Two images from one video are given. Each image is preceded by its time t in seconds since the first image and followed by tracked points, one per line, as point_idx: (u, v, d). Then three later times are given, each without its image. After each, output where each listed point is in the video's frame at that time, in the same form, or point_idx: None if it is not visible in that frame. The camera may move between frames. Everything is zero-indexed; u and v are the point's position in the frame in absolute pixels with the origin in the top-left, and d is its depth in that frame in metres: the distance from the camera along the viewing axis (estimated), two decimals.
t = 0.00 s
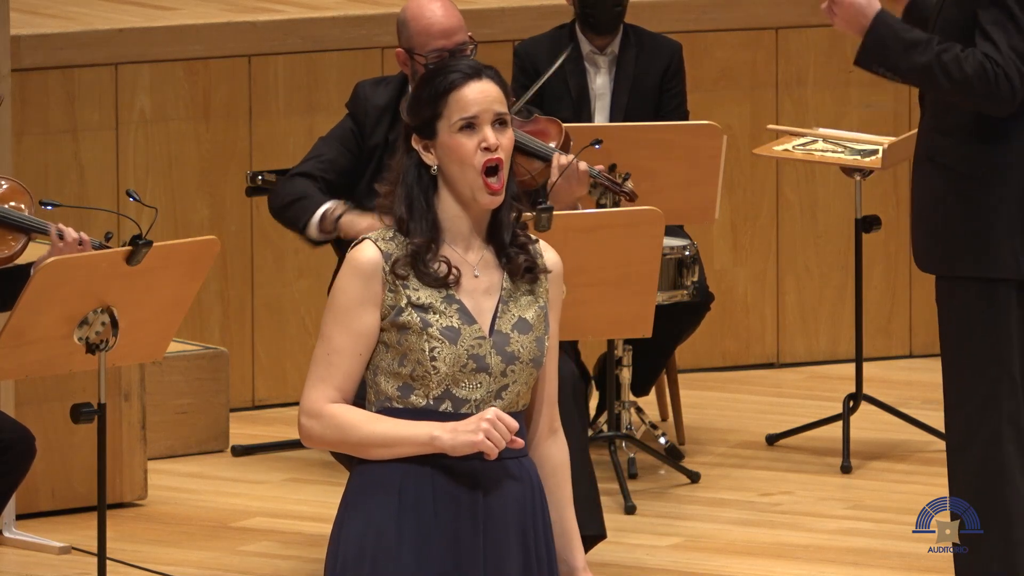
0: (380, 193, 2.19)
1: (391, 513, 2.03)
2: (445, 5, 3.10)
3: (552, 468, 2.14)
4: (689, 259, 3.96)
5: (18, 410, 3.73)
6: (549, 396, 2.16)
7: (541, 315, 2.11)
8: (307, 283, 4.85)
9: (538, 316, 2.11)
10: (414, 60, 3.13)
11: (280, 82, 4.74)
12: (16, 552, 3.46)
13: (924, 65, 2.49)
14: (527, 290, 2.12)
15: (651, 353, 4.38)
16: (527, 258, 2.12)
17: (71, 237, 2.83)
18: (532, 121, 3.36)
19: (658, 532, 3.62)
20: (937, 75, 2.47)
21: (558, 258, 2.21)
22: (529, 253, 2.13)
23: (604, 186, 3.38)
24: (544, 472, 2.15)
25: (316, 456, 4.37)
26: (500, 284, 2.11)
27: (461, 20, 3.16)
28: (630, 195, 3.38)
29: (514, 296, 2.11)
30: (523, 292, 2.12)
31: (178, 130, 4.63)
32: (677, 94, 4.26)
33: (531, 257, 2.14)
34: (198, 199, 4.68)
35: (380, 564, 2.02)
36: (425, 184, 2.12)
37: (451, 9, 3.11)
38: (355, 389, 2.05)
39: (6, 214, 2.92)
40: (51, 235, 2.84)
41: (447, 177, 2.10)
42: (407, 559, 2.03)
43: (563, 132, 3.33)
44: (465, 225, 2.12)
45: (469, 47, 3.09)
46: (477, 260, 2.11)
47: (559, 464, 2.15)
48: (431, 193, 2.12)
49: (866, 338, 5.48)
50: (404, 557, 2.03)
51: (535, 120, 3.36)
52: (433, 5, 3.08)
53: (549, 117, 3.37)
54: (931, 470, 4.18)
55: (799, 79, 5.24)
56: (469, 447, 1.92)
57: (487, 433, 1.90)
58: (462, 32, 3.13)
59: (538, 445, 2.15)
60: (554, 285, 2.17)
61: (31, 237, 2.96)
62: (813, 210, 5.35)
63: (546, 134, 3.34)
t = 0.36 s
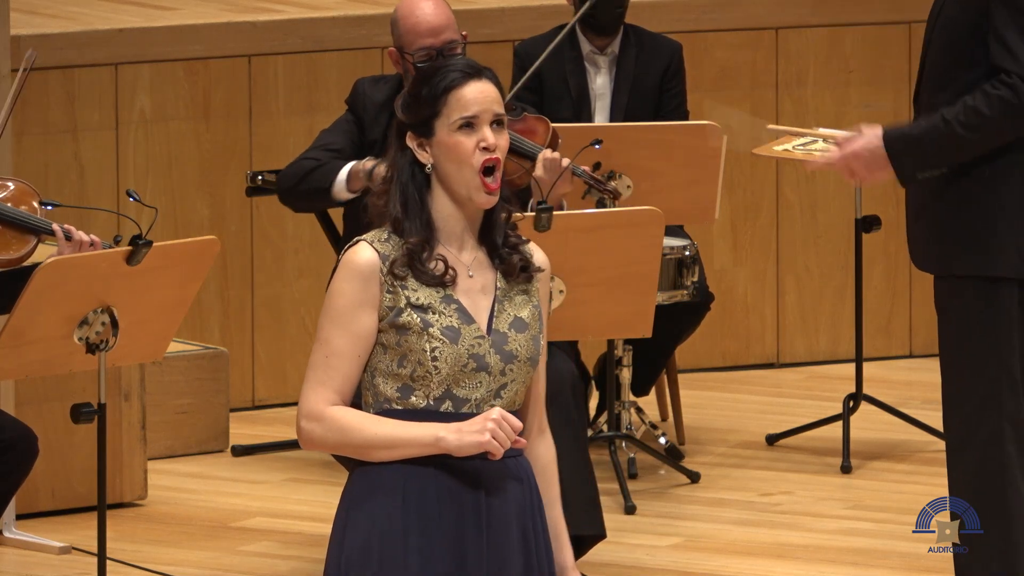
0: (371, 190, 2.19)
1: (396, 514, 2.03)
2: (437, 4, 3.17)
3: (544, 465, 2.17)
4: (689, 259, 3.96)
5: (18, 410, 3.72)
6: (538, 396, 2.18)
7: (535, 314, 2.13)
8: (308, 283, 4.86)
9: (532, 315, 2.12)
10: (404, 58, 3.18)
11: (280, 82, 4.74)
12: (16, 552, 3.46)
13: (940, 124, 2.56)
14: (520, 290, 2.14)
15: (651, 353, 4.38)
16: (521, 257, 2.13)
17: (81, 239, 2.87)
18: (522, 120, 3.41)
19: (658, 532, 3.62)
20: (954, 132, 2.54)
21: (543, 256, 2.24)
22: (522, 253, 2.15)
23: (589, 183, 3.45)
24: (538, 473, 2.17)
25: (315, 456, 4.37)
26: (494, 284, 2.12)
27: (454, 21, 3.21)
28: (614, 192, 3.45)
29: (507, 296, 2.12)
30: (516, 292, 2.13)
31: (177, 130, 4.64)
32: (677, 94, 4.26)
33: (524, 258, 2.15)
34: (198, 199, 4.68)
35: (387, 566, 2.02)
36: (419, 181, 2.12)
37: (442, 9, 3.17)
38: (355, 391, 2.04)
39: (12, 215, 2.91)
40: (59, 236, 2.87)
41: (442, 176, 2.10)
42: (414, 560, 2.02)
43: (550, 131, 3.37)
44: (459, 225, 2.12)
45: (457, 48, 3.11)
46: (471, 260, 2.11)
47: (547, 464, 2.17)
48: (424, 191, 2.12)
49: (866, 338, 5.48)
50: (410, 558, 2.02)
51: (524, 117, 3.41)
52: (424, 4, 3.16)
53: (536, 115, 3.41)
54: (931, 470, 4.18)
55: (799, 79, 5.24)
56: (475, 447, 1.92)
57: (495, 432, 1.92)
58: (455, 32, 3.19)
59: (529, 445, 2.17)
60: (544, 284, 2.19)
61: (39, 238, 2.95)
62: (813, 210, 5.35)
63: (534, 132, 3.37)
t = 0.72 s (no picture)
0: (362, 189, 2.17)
1: (402, 514, 2.03)
2: (439, 4, 3.17)
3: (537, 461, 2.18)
4: (689, 259, 3.96)
5: (18, 410, 3.72)
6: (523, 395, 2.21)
7: (529, 311, 2.14)
8: (307, 284, 4.85)
9: (527, 313, 2.13)
10: (408, 59, 3.18)
11: (280, 82, 4.73)
12: (16, 552, 3.46)
13: (920, 91, 2.44)
14: (515, 289, 2.15)
15: (651, 353, 4.38)
16: (516, 256, 2.15)
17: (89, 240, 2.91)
18: (527, 120, 3.39)
19: (658, 532, 3.62)
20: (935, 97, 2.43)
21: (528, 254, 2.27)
22: (515, 252, 2.16)
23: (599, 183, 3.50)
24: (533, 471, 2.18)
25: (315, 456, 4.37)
26: (487, 283, 2.13)
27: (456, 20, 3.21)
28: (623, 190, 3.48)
29: (501, 294, 2.13)
30: (510, 291, 2.14)
31: (177, 130, 4.63)
32: (677, 94, 4.26)
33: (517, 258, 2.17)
34: (198, 199, 4.68)
35: (394, 563, 2.02)
36: (415, 180, 2.11)
37: (445, 9, 3.17)
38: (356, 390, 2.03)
39: (21, 215, 2.93)
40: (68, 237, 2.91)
41: (438, 174, 2.09)
42: (421, 560, 2.03)
43: (557, 131, 3.36)
44: (454, 224, 2.12)
45: (463, 45, 3.16)
46: (465, 259, 2.12)
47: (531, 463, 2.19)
48: (420, 190, 2.11)
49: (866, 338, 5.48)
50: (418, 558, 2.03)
51: (528, 117, 3.40)
52: (426, 5, 3.16)
53: (541, 114, 3.40)
54: (931, 470, 4.18)
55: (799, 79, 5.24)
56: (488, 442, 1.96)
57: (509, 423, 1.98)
58: (458, 32, 3.19)
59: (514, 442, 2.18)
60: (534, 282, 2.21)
61: (48, 239, 2.97)
62: (813, 209, 5.35)
63: (540, 131, 3.37)
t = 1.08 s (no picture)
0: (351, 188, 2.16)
1: (400, 512, 2.03)
2: (439, 6, 3.17)
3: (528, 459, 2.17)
4: (689, 259, 3.96)
5: (18, 410, 3.72)
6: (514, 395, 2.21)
7: (522, 311, 2.15)
8: (308, 284, 4.85)
9: (519, 312, 2.14)
10: (408, 61, 3.18)
11: (280, 82, 4.73)
12: (15, 552, 3.46)
13: (876, 73, 2.60)
14: (507, 289, 2.15)
15: (651, 353, 4.38)
16: (509, 256, 2.15)
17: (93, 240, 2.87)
18: (524, 121, 3.38)
19: (659, 532, 3.62)
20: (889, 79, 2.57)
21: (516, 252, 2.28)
22: (507, 251, 2.16)
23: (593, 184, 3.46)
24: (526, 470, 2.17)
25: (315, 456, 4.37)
26: (479, 283, 2.13)
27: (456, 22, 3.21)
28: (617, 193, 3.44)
29: (494, 294, 2.13)
30: (503, 291, 2.15)
31: (178, 130, 4.63)
32: (677, 94, 4.26)
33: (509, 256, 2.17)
34: (198, 199, 4.68)
35: (392, 563, 2.02)
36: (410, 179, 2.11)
37: (444, 10, 3.17)
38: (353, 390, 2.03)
39: (24, 216, 2.91)
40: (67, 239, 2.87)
41: (434, 171, 2.09)
42: (420, 559, 2.03)
43: (553, 132, 3.35)
44: (447, 223, 2.12)
45: (462, 46, 3.16)
46: (457, 258, 2.12)
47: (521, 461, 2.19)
48: (414, 189, 2.11)
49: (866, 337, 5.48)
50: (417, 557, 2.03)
51: (527, 119, 3.38)
52: (426, 6, 3.16)
53: (541, 115, 3.39)
54: (931, 470, 4.18)
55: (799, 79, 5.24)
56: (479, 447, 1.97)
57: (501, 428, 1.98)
58: (458, 34, 3.19)
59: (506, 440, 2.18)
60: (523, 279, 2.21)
61: (49, 240, 2.95)
62: (813, 209, 5.35)
63: (536, 133, 3.36)
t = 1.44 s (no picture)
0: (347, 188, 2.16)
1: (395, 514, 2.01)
2: (438, 10, 3.19)
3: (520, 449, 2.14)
4: (689, 259, 3.96)
5: (18, 410, 3.72)
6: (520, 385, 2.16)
7: (522, 309, 2.14)
8: (308, 284, 4.85)
9: (519, 310, 2.14)
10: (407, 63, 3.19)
11: (280, 81, 4.73)
12: (15, 552, 3.46)
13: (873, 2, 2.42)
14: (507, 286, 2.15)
15: (651, 353, 4.38)
16: (511, 252, 2.15)
17: (86, 236, 2.83)
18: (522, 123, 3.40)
19: (658, 532, 3.62)
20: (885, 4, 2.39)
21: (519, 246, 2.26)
22: (507, 248, 2.16)
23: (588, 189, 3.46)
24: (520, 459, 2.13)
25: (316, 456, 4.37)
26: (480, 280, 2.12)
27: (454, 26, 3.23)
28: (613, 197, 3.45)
29: (494, 291, 2.13)
30: (504, 287, 2.14)
31: (178, 130, 4.64)
32: (677, 94, 4.26)
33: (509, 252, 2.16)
34: (198, 199, 4.68)
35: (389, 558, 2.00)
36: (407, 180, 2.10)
37: (443, 14, 3.19)
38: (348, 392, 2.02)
39: (19, 215, 2.91)
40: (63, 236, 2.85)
41: (431, 171, 2.09)
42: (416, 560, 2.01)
43: (550, 136, 3.37)
44: (445, 222, 2.12)
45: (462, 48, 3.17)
46: (457, 254, 2.12)
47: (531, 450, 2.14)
48: (410, 189, 2.10)
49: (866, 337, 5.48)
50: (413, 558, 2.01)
51: (524, 121, 3.40)
52: (425, 10, 3.18)
53: (537, 118, 3.41)
54: (930, 470, 4.18)
55: (799, 79, 5.24)
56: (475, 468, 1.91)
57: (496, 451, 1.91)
58: (457, 36, 3.21)
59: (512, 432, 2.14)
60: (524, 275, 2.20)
61: (44, 238, 2.94)
62: (813, 209, 5.35)
63: (534, 136, 3.37)
